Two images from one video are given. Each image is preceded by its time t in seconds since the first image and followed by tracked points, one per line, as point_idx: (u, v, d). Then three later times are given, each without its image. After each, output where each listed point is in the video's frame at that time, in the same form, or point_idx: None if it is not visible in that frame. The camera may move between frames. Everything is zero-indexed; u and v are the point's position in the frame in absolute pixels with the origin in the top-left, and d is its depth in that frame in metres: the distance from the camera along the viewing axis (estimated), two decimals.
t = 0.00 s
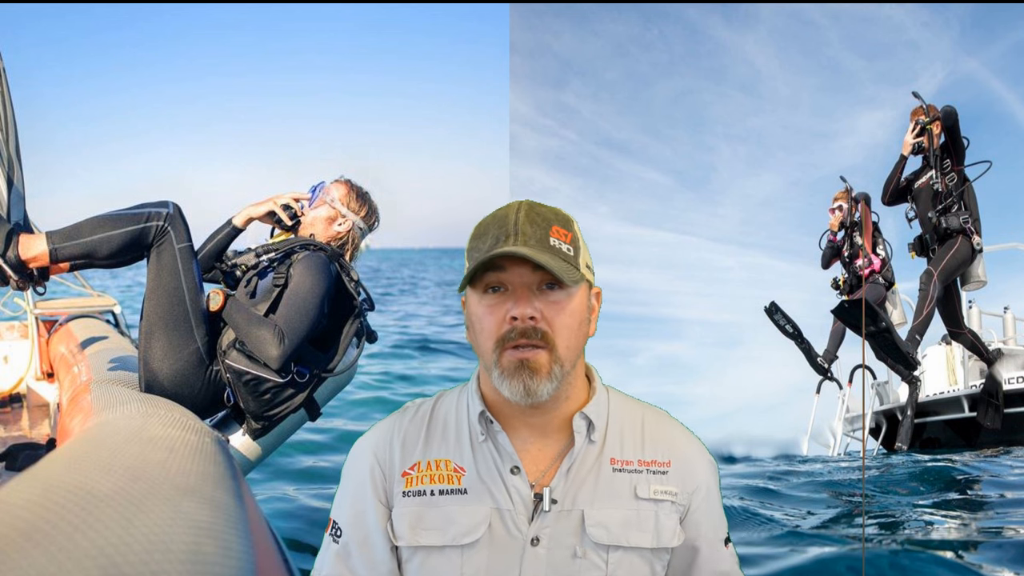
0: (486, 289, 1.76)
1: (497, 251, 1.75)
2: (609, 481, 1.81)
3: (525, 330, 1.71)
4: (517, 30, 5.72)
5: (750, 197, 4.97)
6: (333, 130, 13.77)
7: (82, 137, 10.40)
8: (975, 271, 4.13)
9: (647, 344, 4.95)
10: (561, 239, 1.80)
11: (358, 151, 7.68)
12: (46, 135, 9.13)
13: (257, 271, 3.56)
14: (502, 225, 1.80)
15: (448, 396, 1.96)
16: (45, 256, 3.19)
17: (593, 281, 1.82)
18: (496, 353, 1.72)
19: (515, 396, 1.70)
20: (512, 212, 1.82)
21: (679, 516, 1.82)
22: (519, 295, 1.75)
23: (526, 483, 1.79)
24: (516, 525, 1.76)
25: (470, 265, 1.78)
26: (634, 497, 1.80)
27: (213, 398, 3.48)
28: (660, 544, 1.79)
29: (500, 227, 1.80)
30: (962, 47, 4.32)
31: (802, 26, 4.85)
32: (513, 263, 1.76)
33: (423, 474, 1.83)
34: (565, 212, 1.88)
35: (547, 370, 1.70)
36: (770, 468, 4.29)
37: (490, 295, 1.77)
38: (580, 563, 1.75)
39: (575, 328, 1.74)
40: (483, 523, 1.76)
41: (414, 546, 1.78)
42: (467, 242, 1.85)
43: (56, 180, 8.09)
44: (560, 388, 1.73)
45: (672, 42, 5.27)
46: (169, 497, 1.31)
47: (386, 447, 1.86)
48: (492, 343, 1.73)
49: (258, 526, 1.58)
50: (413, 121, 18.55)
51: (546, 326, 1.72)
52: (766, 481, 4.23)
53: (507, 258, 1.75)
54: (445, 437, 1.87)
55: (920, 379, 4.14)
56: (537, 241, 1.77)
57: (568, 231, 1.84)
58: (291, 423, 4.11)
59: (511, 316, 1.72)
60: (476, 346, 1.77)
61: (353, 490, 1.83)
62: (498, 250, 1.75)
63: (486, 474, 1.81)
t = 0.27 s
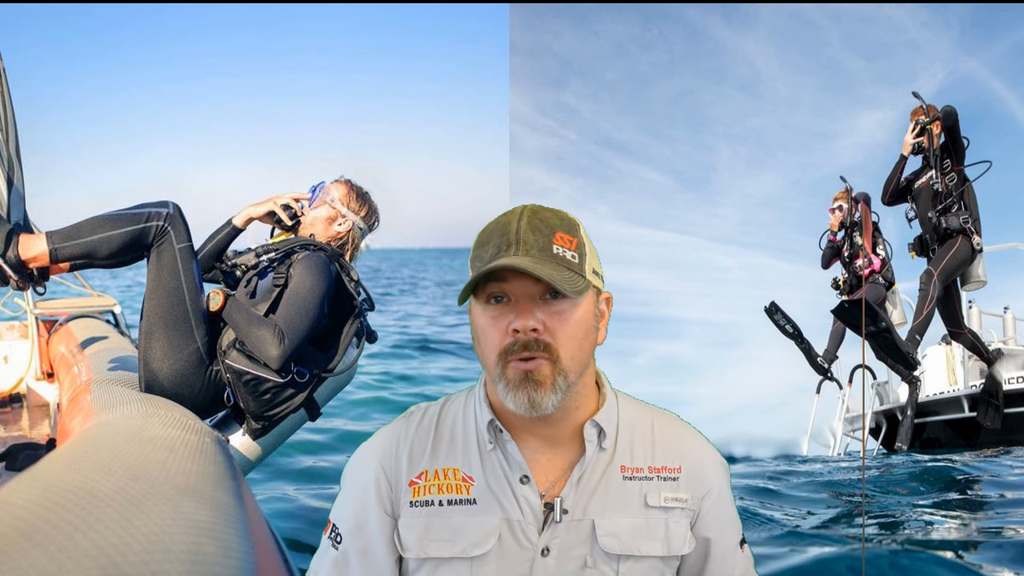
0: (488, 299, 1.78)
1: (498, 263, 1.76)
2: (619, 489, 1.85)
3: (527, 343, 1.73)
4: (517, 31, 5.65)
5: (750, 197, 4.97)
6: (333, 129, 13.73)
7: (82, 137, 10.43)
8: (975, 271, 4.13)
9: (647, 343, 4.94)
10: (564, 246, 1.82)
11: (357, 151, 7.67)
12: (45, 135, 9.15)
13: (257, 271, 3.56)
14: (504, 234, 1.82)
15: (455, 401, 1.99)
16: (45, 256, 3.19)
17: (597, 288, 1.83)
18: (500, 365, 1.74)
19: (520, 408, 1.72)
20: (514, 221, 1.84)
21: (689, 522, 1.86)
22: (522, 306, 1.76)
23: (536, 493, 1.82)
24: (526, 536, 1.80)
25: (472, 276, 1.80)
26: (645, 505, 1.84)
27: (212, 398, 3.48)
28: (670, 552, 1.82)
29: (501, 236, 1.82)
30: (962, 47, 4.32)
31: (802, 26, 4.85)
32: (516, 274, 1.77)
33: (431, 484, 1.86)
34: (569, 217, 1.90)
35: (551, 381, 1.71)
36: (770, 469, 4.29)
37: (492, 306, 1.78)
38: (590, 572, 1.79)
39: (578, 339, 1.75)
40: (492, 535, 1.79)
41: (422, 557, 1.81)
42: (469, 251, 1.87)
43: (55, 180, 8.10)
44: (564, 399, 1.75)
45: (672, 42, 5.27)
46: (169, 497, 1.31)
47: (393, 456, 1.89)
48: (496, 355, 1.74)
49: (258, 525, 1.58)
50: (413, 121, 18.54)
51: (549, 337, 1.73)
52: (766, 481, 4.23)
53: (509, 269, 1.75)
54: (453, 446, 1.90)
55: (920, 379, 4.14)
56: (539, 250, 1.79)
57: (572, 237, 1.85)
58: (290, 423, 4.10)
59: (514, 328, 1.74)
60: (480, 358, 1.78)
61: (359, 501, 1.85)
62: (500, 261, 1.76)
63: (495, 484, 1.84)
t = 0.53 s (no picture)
0: (498, 303, 1.76)
1: (511, 267, 1.74)
2: (623, 494, 1.83)
3: (542, 350, 1.72)
4: (517, 30, 5.67)
5: (750, 197, 4.97)
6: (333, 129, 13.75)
7: (82, 137, 10.46)
8: (975, 271, 4.14)
9: (647, 343, 4.95)
10: (575, 250, 1.81)
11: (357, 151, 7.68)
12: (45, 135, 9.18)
13: (257, 271, 3.56)
14: (514, 236, 1.79)
15: (454, 407, 1.96)
16: (45, 256, 3.19)
17: (607, 293, 1.83)
18: (510, 373, 1.73)
19: (531, 418, 1.71)
20: (523, 222, 1.82)
21: (696, 525, 1.83)
22: (534, 313, 1.75)
23: (540, 502, 1.80)
24: (528, 545, 1.78)
25: (481, 279, 1.77)
26: (649, 510, 1.82)
27: (212, 398, 3.48)
28: (676, 557, 1.80)
29: (511, 239, 1.79)
30: (962, 47, 4.32)
31: (802, 26, 4.85)
32: (528, 279, 1.75)
33: (431, 494, 1.83)
34: (578, 220, 1.89)
35: (565, 391, 1.71)
36: (770, 469, 4.29)
37: (502, 311, 1.76)
38: None
39: (591, 345, 1.75)
40: (495, 545, 1.77)
41: (424, 569, 1.78)
42: (474, 252, 1.83)
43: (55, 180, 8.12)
44: (577, 409, 1.75)
45: (672, 43, 5.27)
46: (169, 497, 1.31)
47: (391, 466, 1.86)
48: (506, 362, 1.73)
49: (258, 526, 1.58)
50: (413, 121, 18.57)
51: (564, 345, 1.72)
52: (766, 481, 4.22)
53: (522, 273, 1.74)
54: (453, 454, 1.87)
55: (920, 379, 4.15)
56: (551, 254, 1.76)
57: (581, 241, 1.84)
58: (291, 423, 4.10)
59: (527, 335, 1.72)
60: (488, 364, 1.76)
61: (356, 512, 1.82)
62: (512, 265, 1.74)
63: (497, 493, 1.82)
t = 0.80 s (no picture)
0: (501, 307, 1.76)
1: (515, 271, 1.74)
2: (622, 498, 1.83)
3: (544, 357, 1.71)
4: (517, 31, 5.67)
5: (750, 197, 4.97)
6: (333, 129, 13.76)
7: (82, 137, 10.49)
8: (975, 271, 4.13)
9: (647, 343, 4.97)
10: (579, 256, 1.81)
11: (357, 151, 7.68)
12: (45, 135, 9.20)
13: (257, 271, 3.56)
14: (518, 240, 1.79)
15: (450, 412, 1.97)
16: (45, 256, 3.19)
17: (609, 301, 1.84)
18: (512, 381, 1.72)
19: (533, 428, 1.70)
20: (527, 226, 1.82)
21: (695, 529, 1.83)
22: (537, 319, 1.76)
23: (538, 507, 1.80)
24: (527, 551, 1.78)
25: (484, 283, 1.77)
26: (649, 514, 1.82)
27: (212, 398, 3.48)
28: (676, 561, 1.80)
29: (515, 243, 1.79)
30: (962, 47, 4.32)
31: (802, 26, 4.85)
32: (531, 284, 1.76)
33: (428, 500, 1.84)
34: (582, 225, 1.89)
35: (567, 401, 1.71)
36: (770, 469, 4.29)
37: (504, 317, 1.77)
38: None
39: (593, 353, 1.76)
40: (494, 551, 1.78)
41: None
42: (476, 255, 1.83)
43: (56, 180, 8.13)
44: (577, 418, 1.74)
45: (672, 42, 5.27)
46: (169, 497, 1.31)
47: (387, 473, 1.85)
48: (508, 370, 1.73)
49: (258, 526, 1.58)
50: (413, 121, 18.60)
51: (566, 353, 1.72)
52: (766, 481, 4.23)
53: (527, 276, 1.74)
54: (449, 460, 1.88)
55: (920, 379, 4.15)
56: (556, 259, 1.76)
57: (585, 247, 1.84)
58: (290, 423, 4.10)
59: (529, 341, 1.72)
60: (488, 370, 1.76)
61: (353, 517, 1.81)
62: (516, 270, 1.74)
63: (494, 499, 1.83)
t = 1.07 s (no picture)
0: (496, 305, 1.76)
1: (511, 269, 1.73)
2: (618, 496, 1.83)
3: (540, 353, 1.71)
4: (517, 31, 5.71)
5: (750, 197, 4.97)
6: (333, 129, 13.76)
7: (82, 137, 10.49)
8: (975, 271, 4.13)
9: (647, 343, 4.97)
10: (574, 254, 1.80)
11: (357, 151, 7.68)
12: (45, 135, 9.21)
13: (257, 271, 3.56)
14: (514, 238, 1.78)
15: (446, 412, 1.97)
16: (45, 256, 3.19)
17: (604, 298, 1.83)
18: (509, 377, 1.72)
19: (530, 422, 1.70)
20: (522, 224, 1.81)
21: (691, 526, 1.83)
22: (533, 316, 1.75)
23: (534, 505, 1.80)
24: (523, 549, 1.78)
25: (480, 281, 1.76)
26: (644, 511, 1.82)
27: (212, 398, 3.48)
28: (672, 558, 1.80)
29: (511, 241, 1.78)
30: (962, 47, 4.32)
31: (802, 26, 4.85)
32: (527, 281, 1.75)
33: (424, 500, 1.84)
34: (577, 224, 1.89)
35: (563, 394, 1.70)
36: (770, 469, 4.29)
37: (500, 313, 1.76)
38: None
39: (588, 349, 1.75)
40: (490, 550, 1.77)
41: None
42: (472, 253, 1.83)
43: (55, 180, 8.13)
44: (573, 412, 1.74)
45: (672, 42, 5.27)
46: (169, 497, 1.31)
47: (384, 473, 1.85)
48: (505, 366, 1.72)
49: (258, 526, 1.58)
50: (413, 121, 18.60)
51: (562, 348, 1.72)
52: (766, 481, 4.23)
53: (522, 273, 1.74)
54: (445, 459, 1.88)
55: (920, 379, 4.15)
56: (552, 257, 1.76)
57: (580, 245, 1.84)
58: (290, 424, 4.10)
59: (526, 337, 1.72)
60: (485, 366, 1.76)
61: (350, 515, 1.80)
62: (512, 267, 1.74)
63: (490, 498, 1.82)
